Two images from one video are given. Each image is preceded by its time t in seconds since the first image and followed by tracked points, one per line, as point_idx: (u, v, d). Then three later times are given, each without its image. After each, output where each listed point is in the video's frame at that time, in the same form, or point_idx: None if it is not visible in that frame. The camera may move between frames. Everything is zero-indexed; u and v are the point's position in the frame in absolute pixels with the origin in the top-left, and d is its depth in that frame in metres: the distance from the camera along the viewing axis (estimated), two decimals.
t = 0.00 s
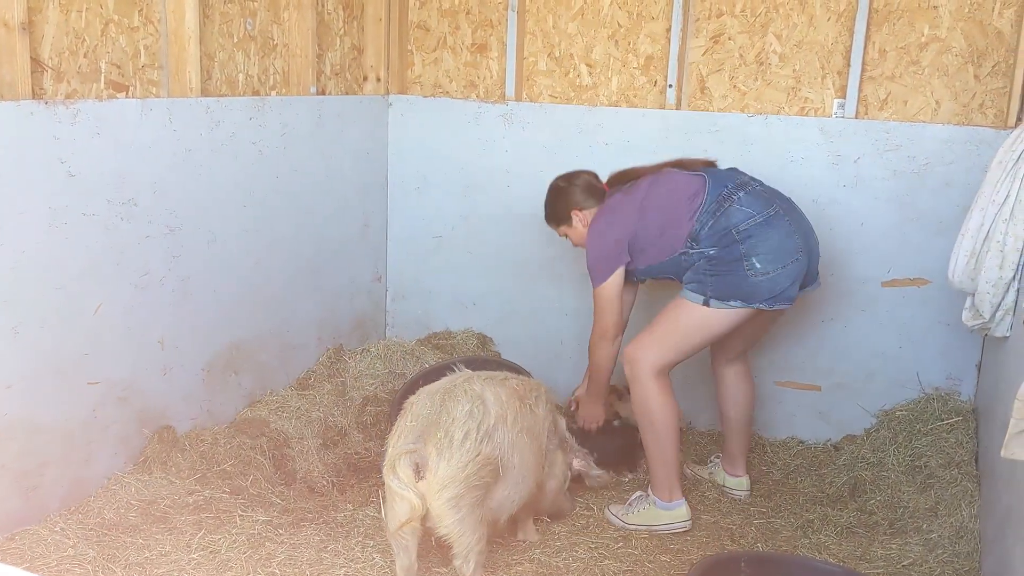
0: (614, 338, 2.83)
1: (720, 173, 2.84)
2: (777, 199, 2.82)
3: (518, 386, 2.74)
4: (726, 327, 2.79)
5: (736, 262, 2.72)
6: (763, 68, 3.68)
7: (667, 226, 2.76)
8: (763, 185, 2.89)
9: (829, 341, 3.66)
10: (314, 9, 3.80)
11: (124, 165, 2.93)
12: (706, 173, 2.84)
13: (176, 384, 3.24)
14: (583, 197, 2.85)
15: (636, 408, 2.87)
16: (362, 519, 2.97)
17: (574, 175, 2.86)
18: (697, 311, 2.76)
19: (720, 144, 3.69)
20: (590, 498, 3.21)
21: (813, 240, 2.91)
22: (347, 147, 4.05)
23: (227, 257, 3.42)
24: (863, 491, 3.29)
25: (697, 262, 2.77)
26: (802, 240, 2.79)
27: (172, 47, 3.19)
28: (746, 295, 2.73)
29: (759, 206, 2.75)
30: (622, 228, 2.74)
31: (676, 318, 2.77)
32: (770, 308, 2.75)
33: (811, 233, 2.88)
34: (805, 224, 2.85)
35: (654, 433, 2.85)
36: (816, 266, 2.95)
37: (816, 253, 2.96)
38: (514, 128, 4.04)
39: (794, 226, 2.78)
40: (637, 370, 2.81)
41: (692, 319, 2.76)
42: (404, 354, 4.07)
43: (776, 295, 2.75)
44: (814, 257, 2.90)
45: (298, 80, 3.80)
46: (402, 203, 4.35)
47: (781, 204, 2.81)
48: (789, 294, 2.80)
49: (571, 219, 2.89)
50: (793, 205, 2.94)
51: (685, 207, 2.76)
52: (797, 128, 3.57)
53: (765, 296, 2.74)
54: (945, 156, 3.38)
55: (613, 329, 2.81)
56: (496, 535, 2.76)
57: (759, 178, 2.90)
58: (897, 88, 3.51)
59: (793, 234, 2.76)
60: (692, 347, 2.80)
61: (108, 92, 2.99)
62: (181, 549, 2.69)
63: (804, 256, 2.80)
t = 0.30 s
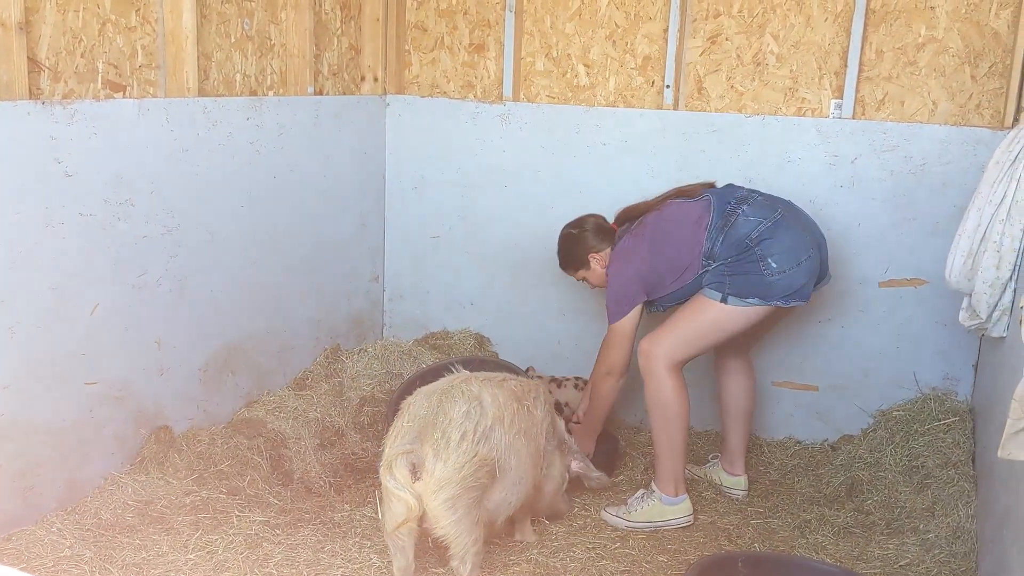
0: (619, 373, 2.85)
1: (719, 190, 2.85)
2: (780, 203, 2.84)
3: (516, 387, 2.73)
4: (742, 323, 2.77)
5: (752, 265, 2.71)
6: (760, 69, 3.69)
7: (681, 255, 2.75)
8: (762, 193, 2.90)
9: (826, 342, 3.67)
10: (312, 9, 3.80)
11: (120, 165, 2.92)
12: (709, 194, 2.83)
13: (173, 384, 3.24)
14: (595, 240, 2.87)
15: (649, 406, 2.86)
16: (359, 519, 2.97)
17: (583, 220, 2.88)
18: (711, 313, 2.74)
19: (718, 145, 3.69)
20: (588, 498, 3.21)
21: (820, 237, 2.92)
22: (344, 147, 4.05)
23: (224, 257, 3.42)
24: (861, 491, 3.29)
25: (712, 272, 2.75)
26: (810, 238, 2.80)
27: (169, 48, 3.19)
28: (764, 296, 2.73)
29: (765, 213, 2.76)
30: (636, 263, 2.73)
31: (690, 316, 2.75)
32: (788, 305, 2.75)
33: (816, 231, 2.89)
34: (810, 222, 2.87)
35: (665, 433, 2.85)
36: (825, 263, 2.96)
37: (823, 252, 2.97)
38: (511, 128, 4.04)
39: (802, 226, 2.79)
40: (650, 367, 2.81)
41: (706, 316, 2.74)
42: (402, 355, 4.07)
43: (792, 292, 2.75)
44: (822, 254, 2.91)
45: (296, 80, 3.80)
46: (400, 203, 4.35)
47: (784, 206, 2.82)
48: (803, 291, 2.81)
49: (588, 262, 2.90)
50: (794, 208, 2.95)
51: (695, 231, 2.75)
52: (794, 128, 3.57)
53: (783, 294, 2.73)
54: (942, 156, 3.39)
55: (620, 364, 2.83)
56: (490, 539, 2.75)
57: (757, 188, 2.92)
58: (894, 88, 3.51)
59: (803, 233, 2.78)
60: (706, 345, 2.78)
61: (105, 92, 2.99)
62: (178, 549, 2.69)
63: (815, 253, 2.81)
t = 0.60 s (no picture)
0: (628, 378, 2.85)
1: (716, 191, 2.87)
2: (776, 203, 2.85)
3: (515, 388, 2.73)
4: (742, 321, 2.77)
5: (748, 263, 2.72)
6: (759, 69, 3.69)
7: (679, 252, 2.77)
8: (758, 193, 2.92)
9: (823, 341, 3.67)
10: (310, 9, 3.79)
11: (119, 165, 2.92)
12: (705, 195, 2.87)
13: (171, 384, 3.24)
14: (595, 240, 2.91)
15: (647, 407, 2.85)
16: (357, 518, 2.97)
17: (584, 222, 2.93)
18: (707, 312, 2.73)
19: (716, 144, 3.70)
20: (586, 498, 3.21)
21: (817, 238, 2.92)
22: (342, 147, 4.05)
23: (222, 256, 3.41)
24: (859, 490, 3.30)
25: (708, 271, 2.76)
26: (807, 237, 2.80)
27: (167, 47, 3.18)
28: (760, 294, 2.72)
29: (760, 212, 2.77)
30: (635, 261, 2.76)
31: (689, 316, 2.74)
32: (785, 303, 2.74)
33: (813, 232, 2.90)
34: (807, 223, 2.87)
35: (663, 433, 2.85)
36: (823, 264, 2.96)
37: (821, 254, 2.97)
38: (509, 128, 4.04)
39: (797, 226, 2.80)
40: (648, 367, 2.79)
41: (705, 316, 2.73)
42: (400, 354, 4.07)
43: (789, 290, 2.74)
44: (820, 255, 2.90)
45: (294, 80, 3.80)
46: (398, 203, 4.35)
47: (779, 206, 2.83)
48: (800, 290, 2.80)
49: (588, 262, 2.95)
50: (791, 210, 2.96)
51: (693, 230, 2.78)
52: (792, 128, 3.58)
53: (779, 292, 2.72)
54: (939, 156, 3.40)
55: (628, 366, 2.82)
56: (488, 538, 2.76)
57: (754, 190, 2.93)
58: (892, 88, 3.52)
59: (799, 232, 2.78)
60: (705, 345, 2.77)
61: (104, 91, 2.98)
62: (177, 549, 2.69)
63: (812, 253, 2.80)
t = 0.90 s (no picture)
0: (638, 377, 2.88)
1: (712, 187, 2.88)
2: (772, 199, 2.86)
3: (516, 389, 2.73)
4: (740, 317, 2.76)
5: (744, 259, 2.72)
6: (758, 69, 3.69)
7: (677, 249, 2.78)
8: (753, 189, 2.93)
9: (823, 341, 3.67)
10: (310, 9, 3.79)
11: (118, 165, 2.92)
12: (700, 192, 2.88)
13: (171, 384, 3.24)
14: (592, 242, 2.91)
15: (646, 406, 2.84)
16: (357, 518, 2.97)
17: (581, 223, 2.93)
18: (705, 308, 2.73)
19: (715, 144, 3.70)
20: (586, 499, 3.21)
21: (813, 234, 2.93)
22: (342, 146, 4.05)
23: (221, 256, 3.41)
24: (858, 491, 3.30)
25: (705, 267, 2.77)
26: (802, 231, 2.81)
27: (167, 47, 3.18)
28: (757, 289, 2.72)
29: (755, 208, 2.78)
30: (634, 259, 2.78)
31: (687, 315, 2.73)
32: (783, 298, 2.74)
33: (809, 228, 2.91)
34: (803, 219, 2.88)
35: (663, 433, 2.84)
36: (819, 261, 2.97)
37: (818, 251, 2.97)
38: (509, 128, 4.04)
39: (793, 220, 2.81)
40: (647, 369, 2.78)
41: (703, 312, 2.73)
42: (400, 354, 4.07)
43: (786, 286, 2.75)
44: (816, 251, 2.91)
45: (294, 80, 3.80)
46: (398, 203, 4.35)
47: (775, 202, 2.85)
48: (797, 285, 2.80)
49: (587, 263, 2.94)
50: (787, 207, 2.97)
51: (689, 225, 2.79)
52: (792, 128, 3.58)
53: (776, 288, 2.73)
54: (939, 157, 3.40)
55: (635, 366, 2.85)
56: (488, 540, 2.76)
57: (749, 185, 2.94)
58: (891, 89, 3.52)
59: (795, 227, 2.79)
60: (704, 343, 2.77)
61: (103, 91, 2.98)
62: (176, 548, 2.69)
63: (808, 248, 2.82)
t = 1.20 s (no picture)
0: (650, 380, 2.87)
1: (729, 174, 2.88)
2: (786, 193, 2.89)
3: (516, 390, 2.73)
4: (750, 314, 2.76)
5: (760, 255, 2.74)
6: (758, 69, 3.69)
7: (692, 232, 2.79)
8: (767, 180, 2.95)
9: (822, 342, 3.67)
10: (309, 10, 3.79)
11: (118, 166, 2.92)
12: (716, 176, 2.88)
13: (170, 384, 3.24)
14: (595, 210, 2.81)
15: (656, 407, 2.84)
16: (357, 519, 2.97)
17: (587, 191, 2.83)
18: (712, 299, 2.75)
19: (715, 145, 3.70)
20: (585, 500, 3.20)
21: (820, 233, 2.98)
22: (341, 146, 4.05)
23: (221, 256, 3.41)
24: (857, 491, 3.30)
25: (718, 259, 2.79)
26: (813, 230, 2.86)
27: (166, 47, 3.18)
28: (770, 287, 2.75)
29: (775, 202, 2.80)
30: (655, 231, 2.74)
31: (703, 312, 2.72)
32: (794, 297, 2.78)
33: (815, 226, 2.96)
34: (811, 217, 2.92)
35: (673, 435, 2.84)
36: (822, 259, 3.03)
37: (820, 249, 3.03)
38: (508, 128, 4.04)
39: (806, 218, 2.85)
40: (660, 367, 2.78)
41: (714, 311, 2.72)
42: (399, 355, 4.07)
43: (797, 284, 2.79)
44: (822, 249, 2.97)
45: (293, 80, 3.80)
46: (397, 203, 4.35)
47: (790, 196, 2.88)
48: (805, 284, 2.85)
49: (591, 233, 2.84)
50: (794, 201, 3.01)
51: (706, 210, 2.79)
52: (791, 128, 3.58)
53: (789, 286, 2.76)
54: (938, 157, 3.40)
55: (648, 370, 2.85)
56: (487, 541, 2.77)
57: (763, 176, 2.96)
58: (890, 89, 3.52)
59: (808, 226, 2.83)
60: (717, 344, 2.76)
61: (103, 92, 2.98)
62: (175, 549, 2.69)
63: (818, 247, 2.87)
